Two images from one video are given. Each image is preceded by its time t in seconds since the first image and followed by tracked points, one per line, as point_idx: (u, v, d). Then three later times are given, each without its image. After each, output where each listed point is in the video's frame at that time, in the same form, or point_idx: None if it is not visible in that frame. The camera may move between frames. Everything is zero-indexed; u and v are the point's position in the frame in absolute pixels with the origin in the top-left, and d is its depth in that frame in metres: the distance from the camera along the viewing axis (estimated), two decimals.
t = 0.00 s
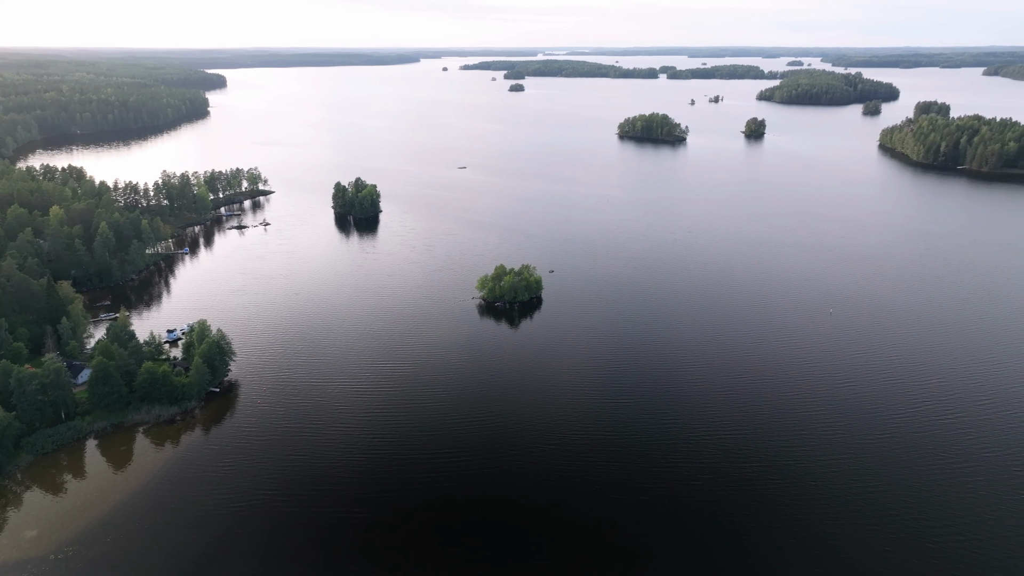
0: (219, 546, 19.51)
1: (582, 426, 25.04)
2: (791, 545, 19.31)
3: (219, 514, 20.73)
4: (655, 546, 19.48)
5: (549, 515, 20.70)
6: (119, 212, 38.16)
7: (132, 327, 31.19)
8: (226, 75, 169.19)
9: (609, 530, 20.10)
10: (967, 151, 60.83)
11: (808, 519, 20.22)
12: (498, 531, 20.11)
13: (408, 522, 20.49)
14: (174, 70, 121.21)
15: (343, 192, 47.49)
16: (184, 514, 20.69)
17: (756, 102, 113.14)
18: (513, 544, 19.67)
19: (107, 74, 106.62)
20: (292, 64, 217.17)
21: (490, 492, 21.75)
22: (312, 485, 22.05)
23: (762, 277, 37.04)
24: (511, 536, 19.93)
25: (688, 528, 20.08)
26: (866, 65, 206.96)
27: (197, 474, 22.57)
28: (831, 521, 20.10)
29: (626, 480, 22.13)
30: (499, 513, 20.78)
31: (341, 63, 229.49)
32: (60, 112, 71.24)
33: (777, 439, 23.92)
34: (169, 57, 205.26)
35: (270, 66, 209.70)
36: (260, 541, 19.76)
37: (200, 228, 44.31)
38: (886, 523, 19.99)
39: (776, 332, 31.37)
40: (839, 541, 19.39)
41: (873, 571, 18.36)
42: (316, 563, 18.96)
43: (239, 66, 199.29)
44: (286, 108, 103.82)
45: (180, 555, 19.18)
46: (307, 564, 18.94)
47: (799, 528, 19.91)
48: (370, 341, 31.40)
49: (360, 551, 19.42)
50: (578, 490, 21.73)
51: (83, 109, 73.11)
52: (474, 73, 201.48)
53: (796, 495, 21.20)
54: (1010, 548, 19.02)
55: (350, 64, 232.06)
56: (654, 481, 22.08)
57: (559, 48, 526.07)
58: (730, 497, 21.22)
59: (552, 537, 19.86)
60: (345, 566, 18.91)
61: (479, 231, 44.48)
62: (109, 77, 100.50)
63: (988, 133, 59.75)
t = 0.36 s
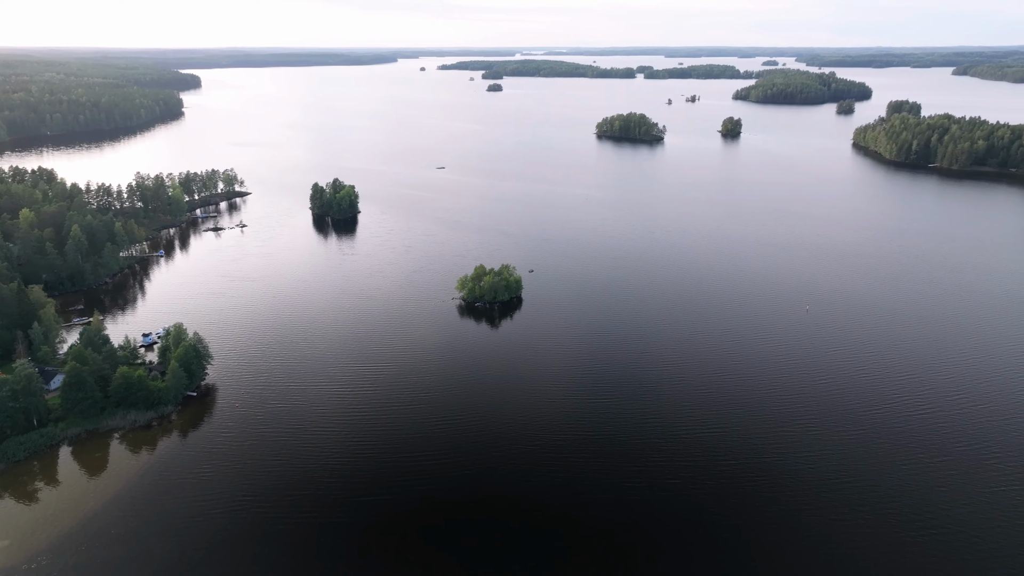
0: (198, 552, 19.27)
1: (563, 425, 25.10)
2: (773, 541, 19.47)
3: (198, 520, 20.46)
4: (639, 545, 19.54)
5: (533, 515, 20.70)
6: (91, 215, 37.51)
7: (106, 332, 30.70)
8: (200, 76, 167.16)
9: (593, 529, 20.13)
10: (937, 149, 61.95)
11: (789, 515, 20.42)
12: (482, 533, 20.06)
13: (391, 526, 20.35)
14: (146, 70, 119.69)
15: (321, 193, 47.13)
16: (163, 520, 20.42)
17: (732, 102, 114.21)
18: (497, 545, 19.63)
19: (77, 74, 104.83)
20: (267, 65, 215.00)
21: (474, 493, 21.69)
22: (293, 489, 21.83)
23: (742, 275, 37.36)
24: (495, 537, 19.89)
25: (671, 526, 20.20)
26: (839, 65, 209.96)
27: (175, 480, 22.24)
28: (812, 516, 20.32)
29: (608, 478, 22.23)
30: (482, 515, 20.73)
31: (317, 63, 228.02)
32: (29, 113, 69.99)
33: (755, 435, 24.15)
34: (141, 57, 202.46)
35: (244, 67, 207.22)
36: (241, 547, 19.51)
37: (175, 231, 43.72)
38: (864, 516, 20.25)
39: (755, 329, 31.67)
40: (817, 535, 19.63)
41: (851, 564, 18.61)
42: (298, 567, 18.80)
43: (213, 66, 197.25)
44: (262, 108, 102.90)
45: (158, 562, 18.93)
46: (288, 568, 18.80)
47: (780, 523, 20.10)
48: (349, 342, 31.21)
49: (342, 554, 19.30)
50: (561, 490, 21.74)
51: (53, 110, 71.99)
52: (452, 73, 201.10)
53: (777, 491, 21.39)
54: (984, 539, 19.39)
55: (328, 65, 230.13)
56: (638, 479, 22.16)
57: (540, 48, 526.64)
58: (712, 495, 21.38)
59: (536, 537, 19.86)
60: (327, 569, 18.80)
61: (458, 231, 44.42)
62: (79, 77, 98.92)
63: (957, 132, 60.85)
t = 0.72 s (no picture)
0: (174, 560, 19.00)
1: (544, 425, 25.10)
2: (754, 537, 19.65)
3: (175, 527, 20.19)
4: (622, 543, 19.63)
5: (517, 515, 20.70)
6: (62, 218, 36.83)
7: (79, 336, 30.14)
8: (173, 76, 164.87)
9: (576, 528, 20.17)
10: (909, 148, 63.03)
11: (770, 510, 20.61)
12: (466, 534, 20.03)
13: (374, 528, 20.22)
14: (117, 70, 118.08)
15: (298, 194, 46.75)
16: (138, 528, 20.10)
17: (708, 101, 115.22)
18: (481, 546, 19.59)
19: (45, 75, 102.78)
20: (243, 65, 212.75)
21: (457, 494, 21.64)
22: (273, 493, 21.61)
23: (722, 273, 37.65)
24: (478, 538, 19.87)
25: (653, 524, 20.30)
26: (814, 65, 212.74)
27: (152, 486, 21.91)
28: (792, 511, 20.53)
29: (588, 478, 22.27)
30: (465, 516, 20.68)
31: (293, 64, 226.07)
32: None
33: (734, 433, 24.32)
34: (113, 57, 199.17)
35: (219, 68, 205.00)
36: (220, 554, 19.26)
37: (149, 233, 43.11)
38: (840, 511, 20.50)
39: (734, 327, 31.90)
40: (796, 530, 19.83)
41: (826, 559, 18.82)
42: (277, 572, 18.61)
43: (187, 66, 194.63)
44: (238, 109, 101.83)
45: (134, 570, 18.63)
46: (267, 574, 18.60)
47: (762, 519, 20.30)
48: (328, 343, 30.98)
49: (322, 558, 19.13)
50: (544, 490, 21.76)
51: (21, 111, 70.76)
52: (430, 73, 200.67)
53: (757, 487, 21.59)
54: (957, 530, 19.75)
55: (305, 65, 228.50)
56: (620, 478, 22.25)
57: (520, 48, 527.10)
58: (693, 492, 21.53)
59: (519, 538, 19.85)
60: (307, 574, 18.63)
61: (437, 232, 44.31)
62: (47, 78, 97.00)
63: (928, 130, 61.88)
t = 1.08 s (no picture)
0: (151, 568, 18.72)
1: (524, 425, 25.09)
2: (735, 533, 19.83)
3: (152, 535, 19.90)
4: (605, 541, 19.71)
5: (498, 516, 20.68)
6: (33, 221, 36.18)
7: (51, 341, 29.60)
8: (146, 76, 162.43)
9: (558, 528, 20.22)
10: (881, 146, 64.08)
11: (751, 507, 20.78)
12: (448, 535, 19.99)
13: (355, 531, 20.11)
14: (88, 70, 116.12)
15: (275, 195, 46.32)
16: (113, 536, 19.78)
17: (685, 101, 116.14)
18: (463, 547, 19.56)
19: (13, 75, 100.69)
20: (217, 66, 210.32)
21: (438, 495, 21.59)
22: (253, 498, 21.38)
23: (703, 271, 37.98)
24: (460, 539, 19.84)
25: (635, 522, 20.39)
26: (789, 64, 215.11)
27: (128, 492, 21.57)
28: (772, 507, 20.72)
29: (570, 477, 22.30)
30: (447, 517, 20.65)
31: (269, 64, 223.98)
32: None
33: (713, 431, 24.50)
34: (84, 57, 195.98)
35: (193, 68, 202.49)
36: (198, 561, 19.01)
37: (123, 236, 42.49)
38: (817, 506, 20.75)
39: (714, 325, 32.13)
40: (774, 526, 20.02)
41: (804, 554, 19.03)
42: None
43: (160, 66, 191.99)
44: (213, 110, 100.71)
45: None
46: None
47: (741, 515, 20.48)
48: (306, 345, 30.73)
49: (302, 563, 18.97)
50: (526, 490, 21.78)
51: None
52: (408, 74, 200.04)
53: (737, 484, 21.79)
54: (933, 522, 20.09)
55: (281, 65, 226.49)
56: (601, 476, 22.33)
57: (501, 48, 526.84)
58: (673, 489, 21.68)
59: (501, 539, 19.85)
60: None
61: (416, 232, 44.20)
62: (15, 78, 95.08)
63: (900, 129, 62.86)
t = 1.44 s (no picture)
0: None
1: (504, 426, 25.07)
2: (716, 531, 19.95)
3: (128, 543, 19.60)
4: (587, 540, 19.75)
5: (481, 519, 20.61)
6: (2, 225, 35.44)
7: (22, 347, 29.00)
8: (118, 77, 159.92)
9: (541, 528, 20.21)
10: (854, 145, 65.02)
11: (732, 505, 20.93)
12: (430, 538, 19.89)
13: (335, 535, 19.98)
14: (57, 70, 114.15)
15: (251, 197, 45.85)
16: (89, 545, 19.47)
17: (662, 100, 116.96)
18: (445, 549, 19.51)
19: None
20: (190, 66, 207.45)
21: (420, 498, 21.47)
22: (232, 504, 21.10)
23: (682, 270, 38.21)
24: (443, 542, 19.74)
25: (617, 521, 20.44)
26: (764, 63, 217.47)
27: (103, 501, 21.18)
28: (750, 503, 20.94)
29: (551, 478, 22.31)
30: (430, 520, 20.55)
31: (244, 65, 221.80)
32: None
33: (692, 428, 24.66)
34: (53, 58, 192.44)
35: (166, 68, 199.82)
36: (177, 569, 18.76)
37: (95, 239, 41.81)
38: (795, 501, 20.98)
39: (693, 324, 32.32)
40: (753, 522, 20.21)
41: (782, 549, 19.22)
42: None
43: (132, 66, 189.10)
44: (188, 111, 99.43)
45: None
46: None
47: (722, 513, 20.62)
48: (283, 348, 30.43)
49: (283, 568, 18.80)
50: (508, 491, 21.75)
51: None
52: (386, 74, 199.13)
53: (718, 482, 21.93)
54: (909, 515, 20.38)
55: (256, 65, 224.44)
56: (583, 476, 22.35)
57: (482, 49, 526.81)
58: (654, 488, 21.75)
59: (483, 540, 19.85)
60: None
61: (394, 233, 43.99)
62: None
63: (872, 128, 63.71)
